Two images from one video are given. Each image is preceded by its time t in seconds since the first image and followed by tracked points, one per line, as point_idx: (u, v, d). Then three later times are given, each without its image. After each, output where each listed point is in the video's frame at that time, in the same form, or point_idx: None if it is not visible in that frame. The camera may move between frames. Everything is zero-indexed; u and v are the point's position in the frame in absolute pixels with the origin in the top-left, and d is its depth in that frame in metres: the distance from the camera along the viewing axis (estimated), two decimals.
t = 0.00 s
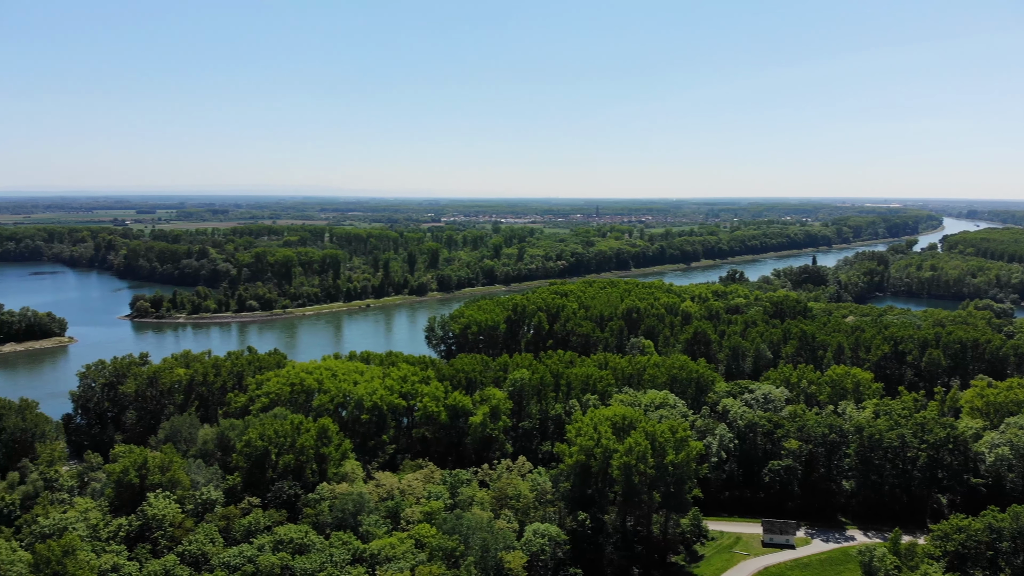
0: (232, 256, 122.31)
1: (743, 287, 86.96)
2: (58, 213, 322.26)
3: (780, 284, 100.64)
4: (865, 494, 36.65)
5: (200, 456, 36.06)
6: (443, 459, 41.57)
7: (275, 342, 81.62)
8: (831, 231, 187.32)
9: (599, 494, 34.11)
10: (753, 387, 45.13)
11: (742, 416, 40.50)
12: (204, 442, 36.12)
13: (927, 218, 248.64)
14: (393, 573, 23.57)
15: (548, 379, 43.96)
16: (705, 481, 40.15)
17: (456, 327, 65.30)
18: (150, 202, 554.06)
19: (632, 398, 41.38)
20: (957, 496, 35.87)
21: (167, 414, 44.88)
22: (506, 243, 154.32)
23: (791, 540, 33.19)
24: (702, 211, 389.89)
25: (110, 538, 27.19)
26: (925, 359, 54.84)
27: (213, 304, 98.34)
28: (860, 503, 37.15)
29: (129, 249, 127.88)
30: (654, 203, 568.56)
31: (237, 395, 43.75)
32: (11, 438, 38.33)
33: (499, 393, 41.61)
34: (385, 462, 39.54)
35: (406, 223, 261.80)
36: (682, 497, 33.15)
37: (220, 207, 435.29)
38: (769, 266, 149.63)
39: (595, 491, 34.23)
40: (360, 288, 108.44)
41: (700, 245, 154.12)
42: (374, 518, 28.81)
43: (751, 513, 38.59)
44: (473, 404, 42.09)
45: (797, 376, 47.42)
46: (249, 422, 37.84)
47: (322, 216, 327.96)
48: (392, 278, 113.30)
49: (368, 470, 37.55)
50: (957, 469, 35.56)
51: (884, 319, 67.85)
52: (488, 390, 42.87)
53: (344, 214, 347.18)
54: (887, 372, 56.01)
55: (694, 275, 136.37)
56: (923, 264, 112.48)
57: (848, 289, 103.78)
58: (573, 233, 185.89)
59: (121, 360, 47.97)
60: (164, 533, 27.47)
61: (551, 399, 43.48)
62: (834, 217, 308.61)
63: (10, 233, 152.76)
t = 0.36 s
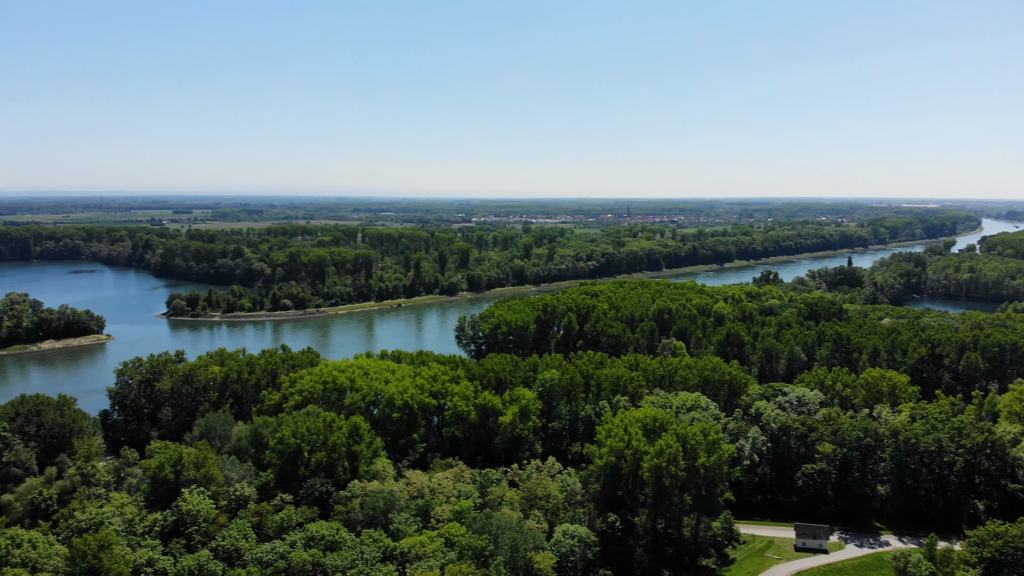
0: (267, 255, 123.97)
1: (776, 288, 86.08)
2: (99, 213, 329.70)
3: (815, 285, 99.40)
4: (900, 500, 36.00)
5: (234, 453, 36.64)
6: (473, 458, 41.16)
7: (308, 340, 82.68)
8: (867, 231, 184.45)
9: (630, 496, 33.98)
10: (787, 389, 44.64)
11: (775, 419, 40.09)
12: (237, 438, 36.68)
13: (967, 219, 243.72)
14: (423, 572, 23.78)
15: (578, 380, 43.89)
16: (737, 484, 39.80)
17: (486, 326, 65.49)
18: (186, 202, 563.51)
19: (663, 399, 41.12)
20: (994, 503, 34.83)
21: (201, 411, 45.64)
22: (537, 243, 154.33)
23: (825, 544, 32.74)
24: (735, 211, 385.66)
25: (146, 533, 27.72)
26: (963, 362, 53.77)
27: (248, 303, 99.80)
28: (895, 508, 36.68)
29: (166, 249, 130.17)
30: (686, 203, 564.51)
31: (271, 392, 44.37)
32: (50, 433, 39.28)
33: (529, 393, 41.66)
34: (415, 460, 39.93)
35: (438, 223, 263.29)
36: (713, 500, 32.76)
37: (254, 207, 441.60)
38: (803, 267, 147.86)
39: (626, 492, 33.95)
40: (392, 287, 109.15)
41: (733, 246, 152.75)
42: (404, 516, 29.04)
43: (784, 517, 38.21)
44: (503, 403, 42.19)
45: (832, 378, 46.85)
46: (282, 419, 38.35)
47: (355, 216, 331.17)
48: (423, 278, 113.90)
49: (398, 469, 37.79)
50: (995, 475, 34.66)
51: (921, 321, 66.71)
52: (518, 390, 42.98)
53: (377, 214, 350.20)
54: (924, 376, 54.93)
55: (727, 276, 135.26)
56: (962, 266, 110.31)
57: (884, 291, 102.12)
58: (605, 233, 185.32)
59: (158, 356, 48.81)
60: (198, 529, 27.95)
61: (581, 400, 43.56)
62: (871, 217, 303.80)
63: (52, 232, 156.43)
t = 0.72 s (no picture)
0: (300, 255, 125.41)
1: (811, 290, 85.07)
2: (136, 213, 336.08)
3: (850, 286, 98.03)
4: (936, 505, 35.23)
5: (268, 450, 37.20)
6: (503, 458, 41.12)
7: (340, 339, 83.58)
8: (904, 232, 181.36)
9: (660, 498, 33.81)
10: (821, 392, 44.13)
11: (808, 422, 39.73)
12: (271, 435, 37.29)
13: (1008, 219, 238.43)
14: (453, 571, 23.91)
15: (608, 382, 43.92)
16: (770, 487, 39.45)
17: (515, 327, 65.62)
18: (221, 201, 571.95)
19: (694, 402, 40.93)
20: None
21: (235, 408, 46.42)
22: (567, 243, 154.26)
23: (858, 549, 32.37)
24: (770, 211, 382.20)
25: (180, 528, 28.30)
26: (1002, 366, 52.63)
27: (281, 301, 101.09)
28: (930, 513, 35.92)
29: (201, 248, 132.27)
30: (718, 203, 559.94)
31: (304, 390, 44.96)
32: (87, 429, 40.17)
33: (558, 394, 41.70)
34: (445, 459, 40.21)
35: (468, 223, 264.36)
36: (744, 503, 33.08)
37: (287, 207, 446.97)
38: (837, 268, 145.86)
39: (656, 494, 33.83)
40: (423, 287, 109.75)
41: (766, 246, 151.18)
42: (434, 514, 29.28)
43: (816, 521, 38.01)
44: (532, 403, 42.25)
45: (867, 382, 46.27)
46: (315, 416, 38.92)
47: (387, 216, 333.79)
48: (453, 278, 114.36)
49: (428, 467, 38.10)
50: None
51: (959, 324, 65.53)
52: (547, 390, 43.01)
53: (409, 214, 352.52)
54: (960, 379, 53.75)
55: (760, 277, 133.96)
56: (1002, 268, 108.04)
57: (921, 293, 100.44)
58: (636, 233, 184.47)
59: (192, 354, 49.68)
60: (231, 524, 28.44)
61: (611, 401, 43.52)
62: (908, 216, 298.60)
63: (91, 232, 159.75)
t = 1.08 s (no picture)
0: (333, 255, 126.80)
1: (846, 291, 84.01)
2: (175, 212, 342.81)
3: (886, 288, 96.63)
4: (971, 510, 34.81)
5: (300, 447, 37.73)
6: (532, 459, 41.39)
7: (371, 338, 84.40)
8: (942, 233, 178.09)
9: (691, 501, 33.70)
10: (855, 395, 43.62)
11: (842, 425, 39.35)
12: (303, 433, 37.86)
13: None
14: (482, 570, 24.05)
15: (639, 383, 43.75)
16: (803, 491, 39.05)
17: (545, 327, 65.69)
18: (255, 201, 580.02)
19: (727, 404, 40.73)
20: None
21: (268, 405, 47.21)
22: (598, 243, 154.04)
23: (892, 555, 31.95)
24: (804, 211, 377.75)
25: (213, 523, 28.88)
26: None
27: (314, 300, 102.27)
28: (967, 519, 35.28)
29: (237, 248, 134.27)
30: (751, 203, 554.68)
31: (336, 389, 45.51)
32: (123, 425, 41.06)
33: (588, 394, 41.74)
34: (474, 458, 40.46)
35: (500, 223, 265.34)
36: (777, 507, 32.27)
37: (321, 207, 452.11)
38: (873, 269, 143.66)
39: (687, 497, 33.78)
40: (453, 287, 110.24)
41: (801, 247, 149.48)
42: (463, 513, 29.49)
43: (849, 526, 37.68)
44: (562, 404, 42.30)
45: (903, 385, 45.64)
46: (347, 414, 39.40)
47: (419, 216, 336.39)
48: (484, 278, 114.67)
49: (458, 466, 38.37)
50: None
51: (999, 327, 64.22)
52: (577, 391, 43.06)
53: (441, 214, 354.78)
54: (998, 383, 52.45)
55: (794, 278, 132.55)
56: None
57: (959, 295, 98.56)
58: (668, 233, 183.50)
59: (227, 352, 50.58)
60: (263, 521, 28.92)
61: (641, 403, 43.40)
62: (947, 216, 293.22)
63: (129, 232, 163.07)
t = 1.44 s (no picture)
0: (365, 255, 128.01)
1: (881, 293, 82.84)
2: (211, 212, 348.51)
3: (923, 290, 95.09)
4: (1008, 517, 34.19)
5: (332, 444, 38.31)
6: (562, 459, 41.64)
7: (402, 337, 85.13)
8: (982, 234, 174.59)
9: (722, 504, 33.53)
10: (890, 399, 43.05)
11: (877, 429, 38.84)
12: (335, 431, 38.38)
13: None
14: (512, 570, 24.25)
15: (670, 385, 43.61)
16: (836, 495, 38.99)
17: (575, 327, 65.68)
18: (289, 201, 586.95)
19: (759, 407, 40.46)
20: None
21: (301, 404, 47.97)
22: (629, 243, 153.44)
23: (927, 561, 31.52)
24: (838, 211, 372.71)
25: (247, 519, 29.55)
26: None
27: (347, 300, 103.31)
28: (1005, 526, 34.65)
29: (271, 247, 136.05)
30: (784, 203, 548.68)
31: (368, 387, 46.02)
32: (159, 421, 41.96)
33: (618, 396, 41.73)
34: (504, 458, 40.71)
35: (531, 223, 265.65)
36: (810, 511, 32.40)
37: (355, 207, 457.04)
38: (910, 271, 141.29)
39: (717, 499, 33.62)
40: (483, 287, 110.63)
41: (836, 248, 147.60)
42: (492, 513, 29.70)
43: (883, 531, 37.25)
44: (591, 406, 42.31)
45: (940, 389, 44.99)
46: (377, 413, 39.82)
47: (451, 215, 338.15)
48: (514, 278, 114.89)
49: (488, 466, 38.59)
50: None
51: None
52: (607, 392, 43.08)
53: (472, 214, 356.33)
54: None
55: (828, 279, 130.96)
56: None
57: (998, 297, 96.61)
58: (700, 233, 182.24)
59: (261, 351, 51.42)
60: (296, 518, 29.41)
61: (673, 405, 43.28)
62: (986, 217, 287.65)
63: (165, 232, 166.20)
